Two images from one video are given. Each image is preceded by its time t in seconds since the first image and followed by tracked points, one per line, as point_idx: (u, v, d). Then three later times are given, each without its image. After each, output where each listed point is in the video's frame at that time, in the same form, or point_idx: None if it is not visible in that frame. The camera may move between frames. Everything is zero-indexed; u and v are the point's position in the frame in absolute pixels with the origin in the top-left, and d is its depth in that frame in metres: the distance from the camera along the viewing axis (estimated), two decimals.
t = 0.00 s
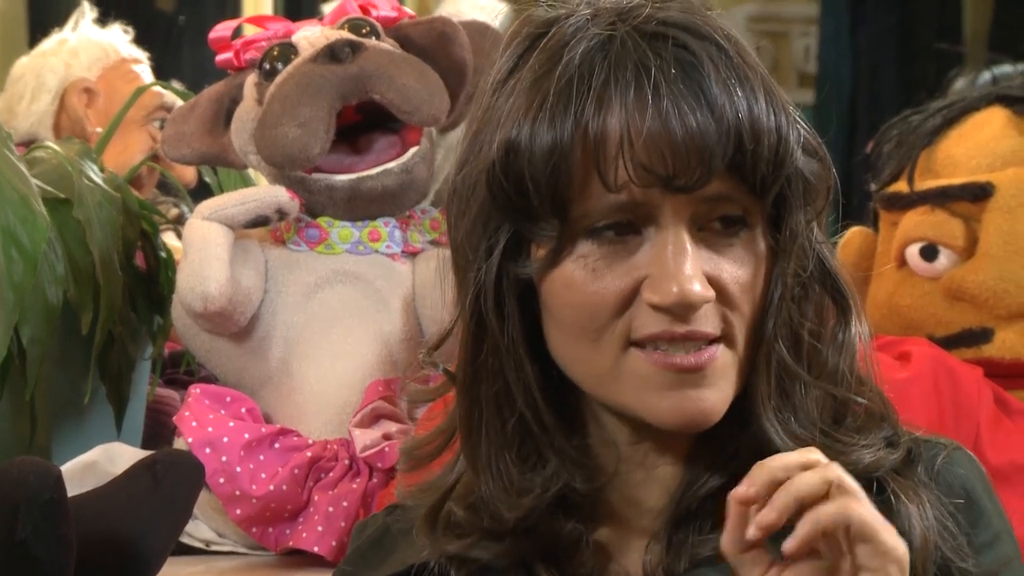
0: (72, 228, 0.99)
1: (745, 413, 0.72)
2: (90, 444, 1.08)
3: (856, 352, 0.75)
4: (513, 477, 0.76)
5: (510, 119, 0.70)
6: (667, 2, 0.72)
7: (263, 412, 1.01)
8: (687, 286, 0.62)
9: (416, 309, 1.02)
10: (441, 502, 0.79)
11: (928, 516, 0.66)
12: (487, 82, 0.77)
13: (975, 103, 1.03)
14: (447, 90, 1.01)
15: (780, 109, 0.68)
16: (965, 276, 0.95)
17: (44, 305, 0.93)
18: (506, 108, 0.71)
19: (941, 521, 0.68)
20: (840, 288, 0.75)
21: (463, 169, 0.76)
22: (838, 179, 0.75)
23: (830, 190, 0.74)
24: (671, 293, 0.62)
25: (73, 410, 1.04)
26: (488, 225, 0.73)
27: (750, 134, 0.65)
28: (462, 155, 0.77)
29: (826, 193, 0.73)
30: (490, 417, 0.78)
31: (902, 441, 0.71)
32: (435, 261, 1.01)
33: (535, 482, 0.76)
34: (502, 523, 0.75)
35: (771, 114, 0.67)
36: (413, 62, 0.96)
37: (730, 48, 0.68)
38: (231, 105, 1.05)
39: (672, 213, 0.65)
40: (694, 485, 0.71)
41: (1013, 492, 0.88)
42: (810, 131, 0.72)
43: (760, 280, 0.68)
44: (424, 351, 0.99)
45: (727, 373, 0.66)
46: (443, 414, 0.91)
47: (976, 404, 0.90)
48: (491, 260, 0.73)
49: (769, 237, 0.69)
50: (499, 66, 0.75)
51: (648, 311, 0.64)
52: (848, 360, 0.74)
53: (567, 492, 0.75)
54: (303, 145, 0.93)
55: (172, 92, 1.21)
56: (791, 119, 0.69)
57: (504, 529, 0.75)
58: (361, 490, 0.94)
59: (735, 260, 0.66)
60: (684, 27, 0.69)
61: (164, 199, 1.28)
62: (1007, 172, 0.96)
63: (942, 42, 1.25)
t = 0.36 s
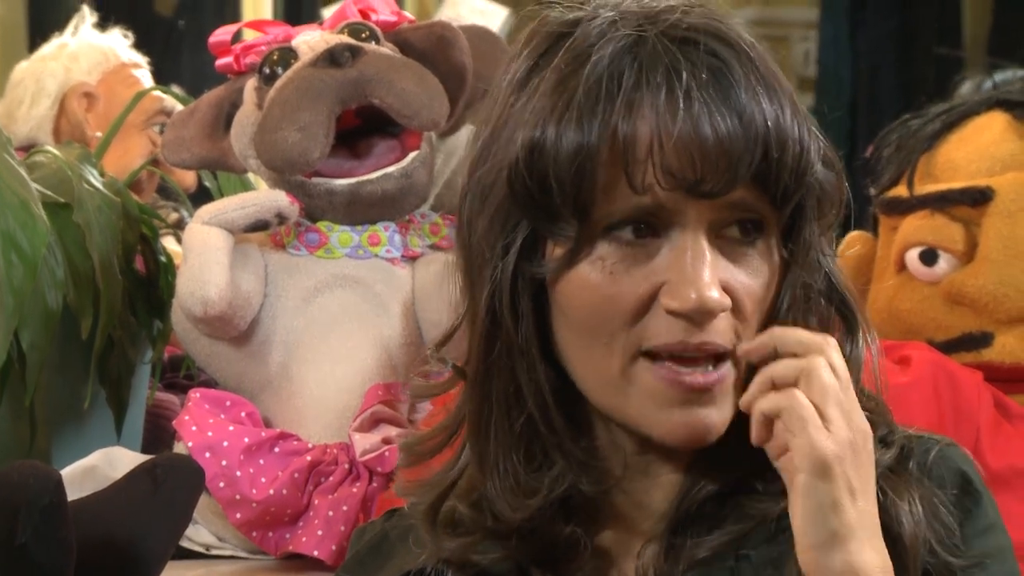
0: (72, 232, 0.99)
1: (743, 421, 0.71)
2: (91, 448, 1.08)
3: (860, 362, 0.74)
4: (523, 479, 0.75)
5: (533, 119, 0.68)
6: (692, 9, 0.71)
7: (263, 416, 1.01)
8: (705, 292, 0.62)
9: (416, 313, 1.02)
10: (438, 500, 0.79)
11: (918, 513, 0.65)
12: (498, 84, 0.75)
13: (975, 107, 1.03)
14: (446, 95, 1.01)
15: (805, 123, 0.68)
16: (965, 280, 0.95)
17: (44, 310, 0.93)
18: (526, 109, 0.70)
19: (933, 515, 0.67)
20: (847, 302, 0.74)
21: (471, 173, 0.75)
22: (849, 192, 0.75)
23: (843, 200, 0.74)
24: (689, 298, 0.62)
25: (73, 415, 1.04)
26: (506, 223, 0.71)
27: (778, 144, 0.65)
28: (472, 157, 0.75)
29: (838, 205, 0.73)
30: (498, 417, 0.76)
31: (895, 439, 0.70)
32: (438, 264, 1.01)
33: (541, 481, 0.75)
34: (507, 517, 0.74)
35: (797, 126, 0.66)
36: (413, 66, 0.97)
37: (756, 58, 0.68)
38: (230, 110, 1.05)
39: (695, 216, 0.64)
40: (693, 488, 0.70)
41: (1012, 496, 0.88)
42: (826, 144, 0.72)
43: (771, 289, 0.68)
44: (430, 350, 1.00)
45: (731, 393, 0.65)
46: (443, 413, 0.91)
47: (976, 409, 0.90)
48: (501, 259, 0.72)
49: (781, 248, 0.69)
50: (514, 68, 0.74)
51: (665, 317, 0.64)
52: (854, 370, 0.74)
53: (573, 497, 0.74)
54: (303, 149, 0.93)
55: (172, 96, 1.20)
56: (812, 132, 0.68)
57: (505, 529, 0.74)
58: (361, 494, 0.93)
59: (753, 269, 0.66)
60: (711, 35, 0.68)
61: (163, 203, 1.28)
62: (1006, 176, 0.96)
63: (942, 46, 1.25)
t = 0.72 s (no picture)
0: (72, 235, 0.99)
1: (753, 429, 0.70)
2: (90, 451, 1.08)
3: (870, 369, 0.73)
4: (542, 484, 0.72)
5: (559, 125, 0.66)
6: (710, 17, 0.70)
7: (263, 419, 1.01)
8: (727, 302, 0.61)
9: (415, 316, 1.02)
10: (461, 503, 0.76)
11: (913, 515, 0.65)
12: (509, 91, 0.73)
13: (974, 110, 1.03)
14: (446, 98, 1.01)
15: (825, 133, 0.68)
16: (965, 282, 0.95)
17: (44, 312, 0.93)
18: (549, 115, 0.68)
19: (926, 517, 0.67)
20: (850, 309, 0.74)
21: (485, 179, 0.73)
22: (854, 202, 0.75)
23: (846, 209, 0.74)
24: (713, 308, 0.61)
25: (72, 418, 1.04)
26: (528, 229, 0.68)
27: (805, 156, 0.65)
28: (485, 164, 0.73)
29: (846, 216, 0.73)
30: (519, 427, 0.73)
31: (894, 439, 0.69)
32: (436, 267, 1.02)
33: (548, 484, 0.72)
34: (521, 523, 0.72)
35: (821, 136, 0.66)
36: (412, 69, 0.97)
37: (777, 67, 0.68)
38: (230, 113, 1.05)
39: (722, 227, 0.63)
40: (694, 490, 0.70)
41: (1011, 498, 0.88)
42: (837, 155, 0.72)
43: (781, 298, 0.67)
44: (442, 355, 1.01)
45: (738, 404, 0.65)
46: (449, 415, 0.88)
47: (975, 412, 0.90)
48: (519, 262, 0.69)
49: (792, 258, 0.68)
50: (527, 75, 0.72)
51: (688, 329, 0.63)
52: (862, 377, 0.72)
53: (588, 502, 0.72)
54: (302, 152, 0.93)
55: (171, 99, 1.21)
56: (830, 143, 0.68)
57: (513, 536, 0.72)
58: (361, 498, 0.93)
59: (767, 278, 0.65)
60: (733, 44, 0.68)
61: (163, 206, 1.28)
62: (1006, 179, 0.96)
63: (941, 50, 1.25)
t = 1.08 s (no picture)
0: (72, 236, 0.99)
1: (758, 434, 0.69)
2: (90, 452, 1.08)
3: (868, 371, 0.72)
4: (546, 487, 0.72)
5: (561, 126, 0.66)
6: (709, 16, 0.71)
7: (263, 420, 1.01)
8: (730, 303, 0.61)
9: (415, 317, 1.02)
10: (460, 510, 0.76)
11: (912, 516, 0.65)
12: (508, 92, 0.73)
13: (974, 111, 1.03)
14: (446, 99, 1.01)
15: (826, 132, 0.68)
16: (965, 283, 0.95)
17: (44, 314, 0.93)
18: (550, 116, 0.68)
19: (925, 517, 0.67)
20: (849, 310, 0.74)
21: (487, 180, 0.72)
22: (856, 202, 0.75)
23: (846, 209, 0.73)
24: (716, 308, 0.61)
25: (72, 419, 1.04)
26: (529, 229, 0.68)
27: (806, 154, 0.65)
28: (485, 166, 0.73)
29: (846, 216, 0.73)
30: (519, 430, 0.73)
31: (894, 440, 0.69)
32: (436, 269, 1.02)
33: (551, 487, 0.72)
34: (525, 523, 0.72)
35: (822, 136, 0.66)
36: (412, 70, 0.96)
37: (778, 67, 0.68)
38: (230, 114, 1.05)
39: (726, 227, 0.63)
40: (694, 492, 0.70)
41: (1010, 500, 0.88)
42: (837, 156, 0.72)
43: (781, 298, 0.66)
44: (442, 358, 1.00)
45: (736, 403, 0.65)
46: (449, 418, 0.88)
47: (976, 414, 0.90)
48: (521, 262, 0.69)
49: (794, 257, 0.68)
50: (526, 76, 0.72)
51: (690, 331, 0.62)
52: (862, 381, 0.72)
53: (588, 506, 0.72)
54: (303, 153, 0.93)
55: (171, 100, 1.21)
56: (831, 143, 0.68)
57: (516, 538, 0.72)
58: (361, 499, 0.93)
59: (768, 277, 0.65)
60: (734, 43, 0.68)
61: (163, 207, 1.28)
62: (1006, 180, 0.96)
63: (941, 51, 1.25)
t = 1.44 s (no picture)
0: (72, 237, 0.99)
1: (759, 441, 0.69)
2: (90, 453, 1.08)
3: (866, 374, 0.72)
4: (543, 493, 0.72)
5: (561, 130, 0.66)
6: (710, 20, 0.70)
7: (263, 421, 1.01)
8: (730, 308, 0.61)
9: (415, 318, 1.02)
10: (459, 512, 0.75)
11: (911, 519, 0.65)
12: (507, 95, 0.73)
13: (974, 112, 1.03)
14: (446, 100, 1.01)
15: (826, 137, 0.68)
16: (965, 285, 0.95)
17: (44, 315, 0.93)
18: (549, 121, 0.68)
19: (924, 520, 0.67)
20: (849, 312, 0.74)
21: (488, 183, 0.72)
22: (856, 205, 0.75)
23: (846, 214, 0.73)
24: (715, 314, 0.61)
25: (72, 420, 1.04)
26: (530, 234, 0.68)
27: (806, 159, 0.64)
28: (485, 169, 0.73)
29: (846, 221, 0.73)
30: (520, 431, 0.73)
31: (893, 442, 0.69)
32: (434, 270, 1.02)
33: (553, 492, 0.72)
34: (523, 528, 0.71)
35: (821, 142, 0.66)
36: (413, 71, 0.96)
37: (777, 72, 0.68)
38: (230, 115, 1.05)
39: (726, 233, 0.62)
40: (694, 493, 0.70)
41: (1010, 501, 0.88)
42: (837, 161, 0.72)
43: (781, 302, 0.66)
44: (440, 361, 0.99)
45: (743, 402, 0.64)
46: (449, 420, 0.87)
47: (976, 416, 0.90)
48: (521, 266, 0.69)
49: (795, 260, 0.68)
50: (526, 79, 0.72)
51: (690, 335, 0.62)
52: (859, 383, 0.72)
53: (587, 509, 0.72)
54: (303, 154, 0.93)
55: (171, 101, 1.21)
56: (831, 149, 0.68)
57: (514, 542, 0.72)
58: (360, 500, 0.94)
59: (768, 281, 0.65)
60: (734, 48, 0.68)
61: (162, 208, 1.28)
62: (1005, 181, 0.96)
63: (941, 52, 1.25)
